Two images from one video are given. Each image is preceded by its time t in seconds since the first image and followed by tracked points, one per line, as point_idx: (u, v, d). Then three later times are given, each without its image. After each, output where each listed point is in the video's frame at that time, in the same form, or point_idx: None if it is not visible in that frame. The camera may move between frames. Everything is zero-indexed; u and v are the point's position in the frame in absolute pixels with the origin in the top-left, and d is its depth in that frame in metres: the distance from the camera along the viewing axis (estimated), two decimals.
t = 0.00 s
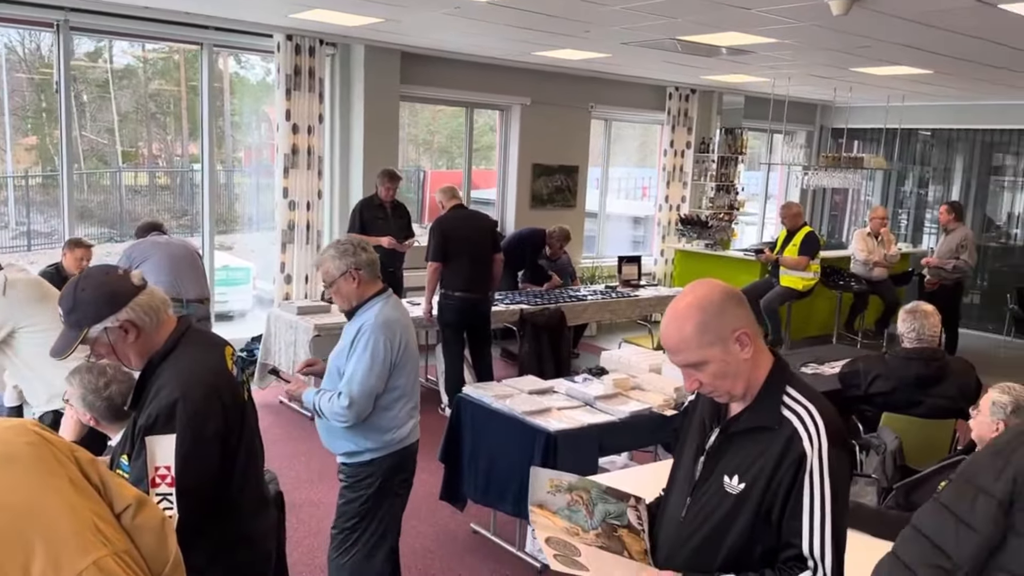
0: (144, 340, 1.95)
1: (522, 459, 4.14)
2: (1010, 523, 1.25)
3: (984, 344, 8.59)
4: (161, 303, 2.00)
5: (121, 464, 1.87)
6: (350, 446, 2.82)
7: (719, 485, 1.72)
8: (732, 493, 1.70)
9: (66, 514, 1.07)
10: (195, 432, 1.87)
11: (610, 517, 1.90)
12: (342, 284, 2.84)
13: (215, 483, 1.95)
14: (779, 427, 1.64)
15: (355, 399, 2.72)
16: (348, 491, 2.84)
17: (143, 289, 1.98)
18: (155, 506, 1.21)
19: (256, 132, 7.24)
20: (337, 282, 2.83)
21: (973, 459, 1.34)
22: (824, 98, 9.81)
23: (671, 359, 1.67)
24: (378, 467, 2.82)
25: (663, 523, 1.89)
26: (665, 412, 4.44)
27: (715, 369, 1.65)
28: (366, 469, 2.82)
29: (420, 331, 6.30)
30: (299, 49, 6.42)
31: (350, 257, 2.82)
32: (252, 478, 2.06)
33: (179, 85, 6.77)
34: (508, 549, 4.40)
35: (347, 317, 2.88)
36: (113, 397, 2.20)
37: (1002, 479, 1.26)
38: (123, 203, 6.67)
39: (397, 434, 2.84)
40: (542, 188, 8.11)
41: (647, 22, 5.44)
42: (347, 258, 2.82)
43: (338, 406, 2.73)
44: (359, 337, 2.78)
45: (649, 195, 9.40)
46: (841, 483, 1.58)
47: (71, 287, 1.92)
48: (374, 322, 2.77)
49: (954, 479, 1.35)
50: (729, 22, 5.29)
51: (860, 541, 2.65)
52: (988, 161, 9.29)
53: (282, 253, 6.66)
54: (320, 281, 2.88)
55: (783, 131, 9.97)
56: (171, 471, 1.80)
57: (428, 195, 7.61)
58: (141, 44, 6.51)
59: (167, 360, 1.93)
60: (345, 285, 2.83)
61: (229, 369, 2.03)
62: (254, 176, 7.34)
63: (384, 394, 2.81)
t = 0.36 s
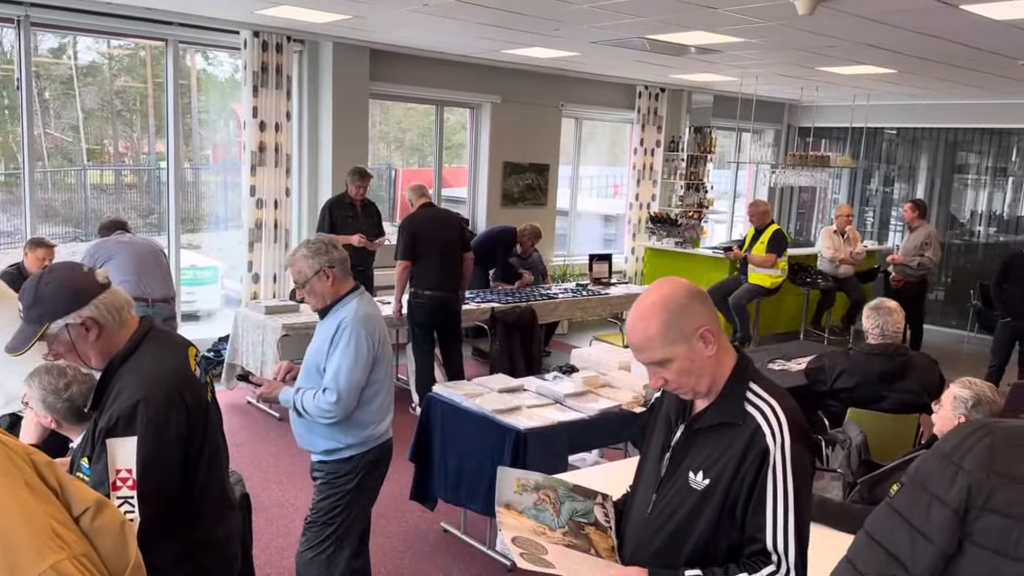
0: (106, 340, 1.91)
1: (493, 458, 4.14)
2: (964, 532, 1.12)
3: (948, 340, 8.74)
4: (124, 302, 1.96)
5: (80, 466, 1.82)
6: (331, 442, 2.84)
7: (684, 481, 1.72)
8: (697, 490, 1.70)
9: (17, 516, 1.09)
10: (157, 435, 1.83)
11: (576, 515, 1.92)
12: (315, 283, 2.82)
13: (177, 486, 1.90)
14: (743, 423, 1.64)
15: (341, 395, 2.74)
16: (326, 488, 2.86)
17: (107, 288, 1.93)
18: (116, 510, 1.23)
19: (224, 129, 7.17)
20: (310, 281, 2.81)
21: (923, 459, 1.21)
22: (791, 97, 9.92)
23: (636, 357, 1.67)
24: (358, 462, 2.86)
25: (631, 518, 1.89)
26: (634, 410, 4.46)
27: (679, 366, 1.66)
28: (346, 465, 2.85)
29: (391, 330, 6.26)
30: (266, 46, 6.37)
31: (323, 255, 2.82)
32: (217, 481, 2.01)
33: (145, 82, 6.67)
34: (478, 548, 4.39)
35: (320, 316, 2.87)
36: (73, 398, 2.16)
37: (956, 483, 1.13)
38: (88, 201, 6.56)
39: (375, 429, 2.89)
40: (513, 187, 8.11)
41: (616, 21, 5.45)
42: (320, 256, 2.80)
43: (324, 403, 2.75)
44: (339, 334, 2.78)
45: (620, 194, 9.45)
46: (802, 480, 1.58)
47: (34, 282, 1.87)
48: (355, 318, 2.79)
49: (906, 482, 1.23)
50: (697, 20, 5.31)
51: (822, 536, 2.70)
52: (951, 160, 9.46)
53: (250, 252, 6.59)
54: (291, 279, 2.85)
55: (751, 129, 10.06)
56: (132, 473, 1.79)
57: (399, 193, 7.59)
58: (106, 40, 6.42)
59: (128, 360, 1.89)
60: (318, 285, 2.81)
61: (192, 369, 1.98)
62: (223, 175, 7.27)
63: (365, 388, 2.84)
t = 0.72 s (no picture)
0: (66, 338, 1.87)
1: (460, 457, 4.13)
2: (917, 544, 1.14)
3: (908, 336, 8.90)
4: (85, 300, 1.92)
5: (39, 470, 1.78)
6: (299, 442, 2.81)
7: (648, 477, 1.73)
8: (661, 485, 1.70)
9: None
10: (117, 436, 1.79)
11: (541, 513, 1.93)
12: (279, 282, 2.79)
13: (137, 489, 1.85)
14: (705, 418, 1.65)
15: (310, 393, 2.72)
16: (294, 487, 2.84)
17: (69, 285, 1.90)
18: (70, 512, 1.29)
19: (187, 126, 7.07)
20: (274, 280, 2.77)
21: (868, 468, 1.21)
22: (755, 97, 10.04)
23: (603, 354, 1.67)
24: (326, 460, 2.84)
25: (597, 515, 1.88)
26: (601, 407, 4.48)
27: (643, 363, 1.67)
28: (314, 464, 2.83)
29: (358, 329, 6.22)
30: (229, 42, 6.30)
31: (287, 254, 2.78)
32: (178, 483, 1.97)
33: (106, 78, 6.55)
34: (446, 548, 4.38)
35: (284, 315, 2.83)
36: (31, 398, 2.10)
37: (907, 496, 1.14)
38: (47, 199, 6.42)
39: (342, 427, 2.87)
40: (481, 185, 8.10)
41: (581, 19, 5.46)
42: (284, 255, 2.77)
43: (293, 402, 2.72)
44: (306, 332, 2.75)
45: (588, 192, 9.49)
46: (763, 475, 1.59)
47: None
48: (322, 316, 2.76)
49: (853, 489, 1.23)
50: (662, 20, 5.35)
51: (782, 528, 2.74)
52: (912, 159, 9.65)
53: (213, 251, 6.51)
54: (254, 279, 2.81)
55: (716, 128, 10.16)
56: (89, 477, 1.75)
57: (366, 191, 7.55)
58: (65, 35, 6.29)
59: (89, 360, 1.84)
60: (282, 283, 2.78)
61: (153, 369, 1.94)
62: (187, 172, 7.17)
63: (333, 386, 2.82)
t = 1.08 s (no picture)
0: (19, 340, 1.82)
1: (425, 456, 4.12)
2: (858, 548, 1.16)
3: (867, 332, 9.07)
4: (40, 300, 1.88)
5: None
6: (263, 442, 2.78)
7: (610, 473, 1.74)
8: (623, 480, 1.72)
9: None
10: (74, 438, 1.75)
11: (506, 510, 1.91)
12: (239, 282, 2.76)
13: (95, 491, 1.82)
14: (667, 414, 1.67)
15: (274, 393, 2.69)
16: (257, 487, 2.80)
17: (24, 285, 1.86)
18: (29, 517, 1.37)
19: (146, 123, 6.95)
20: (234, 281, 2.74)
21: (809, 471, 1.23)
22: (717, 96, 10.14)
23: (565, 353, 1.69)
24: (290, 460, 2.81)
25: (561, 511, 1.89)
26: (566, 405, 4.50)
27: (605, 361, 1.68)
28: (278, 464, 2.80)
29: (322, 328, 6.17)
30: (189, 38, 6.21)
31: (247, 253, 2.75)
32: (139, 486, 1.93)
33: (62, 73, 6.41)
34: (411, 547, 4.36)
35: (245, 314, 2.80)
36: None
37: (847, 501, 1.15)
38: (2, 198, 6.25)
39: (307, 426, 2.85)
40: (446, 183, 8.09)
41: (545, 18, 5.47)
42: (244, 254, 2.74)
43: (256, 401, 2.69)
44: (269, 331, 2.72)
45: (553, 191, 9.52)
46: (724, 468, 1.62)
47: None
48: (284, 315, 2.74)
49: (796, 494, 1.25)
50: (625, 19, 5.38)
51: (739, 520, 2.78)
52: (870, 158, 9.84)
53: (173, 249, 6.41)
54: (213, 279, 2.77)
55: (679, 128, 10.24)
56: (45, 479, 1.72)
57: (330, 189, 7.49)
58: (19, 29, 6.14)
59: (46, 360, 1.80)
60: (242, 283, 2.75)
61: (113, 369, 1.89)
62: (146, 170, 7.06)
63: (297, 385, 2.80)
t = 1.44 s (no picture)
0: None
1: (391, 454, 4.10)
2: (806, 544, 1.16)
3: (828, 328, 9.23)
4: None
5: None
6: (223, 442, 2.75)
7: (573, 468, 1.74)
8: (586, 475, 1.72)
9: None
10: (25, 441, 1.71)
11: (470, 507, 1.92)
12: (200, 279, 2.72)
13: (48, 494, 1.78)
14: (628, 409, 1.68)
15: (235, 391, 2.67)
16: (219, 487, 2.77)
17: None
18: None
19: (106, 120, 6.82)
20: (195, 278, 2.70)
21: (756, 467, 1.23)
22: (682, 95, 10.23)
23: (527, 348, 1.69)
24: (251, 459, 2.78)
25: (524, 509, 1.89)
26: (532, 402, 4.50)
27: (568, 357, 1.70)
28: (239, 463, 2.77)
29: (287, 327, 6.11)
30: (149, 33, 6.12)
31: (208, 250, 2.72)
32: (94, 488, 1.88)
33: (17, 68, 6.25)
34: (377, 546, 4.34)
35: (205, 312, 2.76)
36: None
37: (794, 496, 1.16)
38: None
39: (269, 425, 2.82)
40: (412, 180, 8.06)
41: (510, 15, 5.47)
42: (205, 251, 2.70)
43: (216, 399, 2.66)
44: (229, 328, 2.69)
45: (520, 189, 9.54)
46: (684, 462, 1.62)
47: None
48: (245, 312, 2.71)
49: (743, 490, 1.24)
50: (590, 18, 5.39)
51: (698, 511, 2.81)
52: (831, 157, 10.01)
53: (133, 248, 6.30)
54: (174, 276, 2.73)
55: (644, 127, 10.31)
56: None
57: (295, 187, 7.44)
58: None
59: None
60: (203, 281, 2.71)
61: (67, 371, 1.83)
62: (106, 167, 6.93)
63: (258, 383, 2.77)
